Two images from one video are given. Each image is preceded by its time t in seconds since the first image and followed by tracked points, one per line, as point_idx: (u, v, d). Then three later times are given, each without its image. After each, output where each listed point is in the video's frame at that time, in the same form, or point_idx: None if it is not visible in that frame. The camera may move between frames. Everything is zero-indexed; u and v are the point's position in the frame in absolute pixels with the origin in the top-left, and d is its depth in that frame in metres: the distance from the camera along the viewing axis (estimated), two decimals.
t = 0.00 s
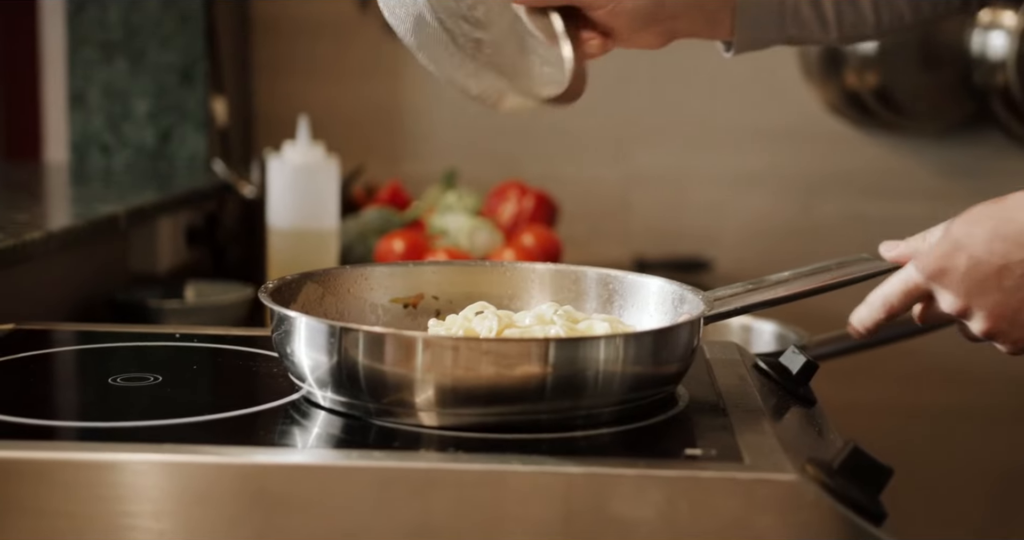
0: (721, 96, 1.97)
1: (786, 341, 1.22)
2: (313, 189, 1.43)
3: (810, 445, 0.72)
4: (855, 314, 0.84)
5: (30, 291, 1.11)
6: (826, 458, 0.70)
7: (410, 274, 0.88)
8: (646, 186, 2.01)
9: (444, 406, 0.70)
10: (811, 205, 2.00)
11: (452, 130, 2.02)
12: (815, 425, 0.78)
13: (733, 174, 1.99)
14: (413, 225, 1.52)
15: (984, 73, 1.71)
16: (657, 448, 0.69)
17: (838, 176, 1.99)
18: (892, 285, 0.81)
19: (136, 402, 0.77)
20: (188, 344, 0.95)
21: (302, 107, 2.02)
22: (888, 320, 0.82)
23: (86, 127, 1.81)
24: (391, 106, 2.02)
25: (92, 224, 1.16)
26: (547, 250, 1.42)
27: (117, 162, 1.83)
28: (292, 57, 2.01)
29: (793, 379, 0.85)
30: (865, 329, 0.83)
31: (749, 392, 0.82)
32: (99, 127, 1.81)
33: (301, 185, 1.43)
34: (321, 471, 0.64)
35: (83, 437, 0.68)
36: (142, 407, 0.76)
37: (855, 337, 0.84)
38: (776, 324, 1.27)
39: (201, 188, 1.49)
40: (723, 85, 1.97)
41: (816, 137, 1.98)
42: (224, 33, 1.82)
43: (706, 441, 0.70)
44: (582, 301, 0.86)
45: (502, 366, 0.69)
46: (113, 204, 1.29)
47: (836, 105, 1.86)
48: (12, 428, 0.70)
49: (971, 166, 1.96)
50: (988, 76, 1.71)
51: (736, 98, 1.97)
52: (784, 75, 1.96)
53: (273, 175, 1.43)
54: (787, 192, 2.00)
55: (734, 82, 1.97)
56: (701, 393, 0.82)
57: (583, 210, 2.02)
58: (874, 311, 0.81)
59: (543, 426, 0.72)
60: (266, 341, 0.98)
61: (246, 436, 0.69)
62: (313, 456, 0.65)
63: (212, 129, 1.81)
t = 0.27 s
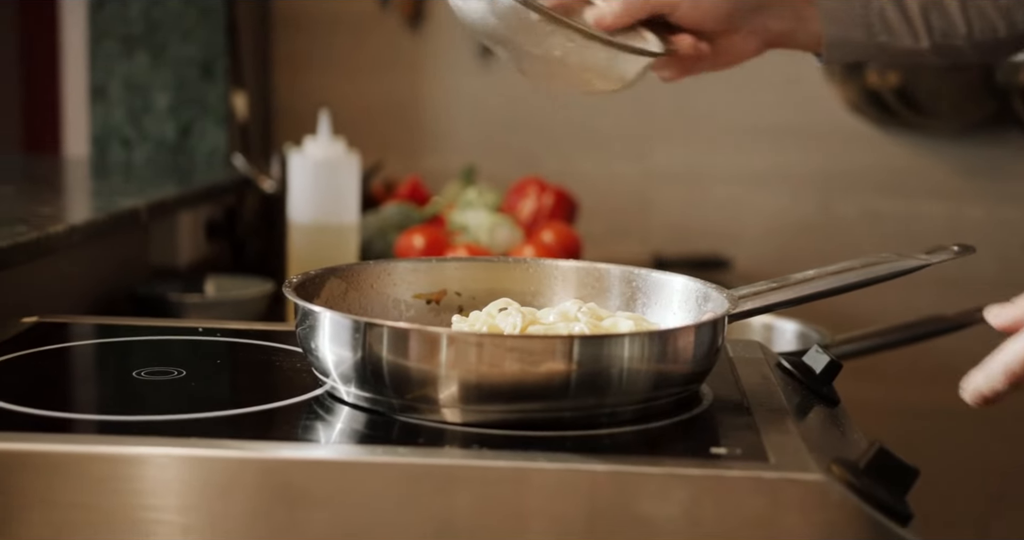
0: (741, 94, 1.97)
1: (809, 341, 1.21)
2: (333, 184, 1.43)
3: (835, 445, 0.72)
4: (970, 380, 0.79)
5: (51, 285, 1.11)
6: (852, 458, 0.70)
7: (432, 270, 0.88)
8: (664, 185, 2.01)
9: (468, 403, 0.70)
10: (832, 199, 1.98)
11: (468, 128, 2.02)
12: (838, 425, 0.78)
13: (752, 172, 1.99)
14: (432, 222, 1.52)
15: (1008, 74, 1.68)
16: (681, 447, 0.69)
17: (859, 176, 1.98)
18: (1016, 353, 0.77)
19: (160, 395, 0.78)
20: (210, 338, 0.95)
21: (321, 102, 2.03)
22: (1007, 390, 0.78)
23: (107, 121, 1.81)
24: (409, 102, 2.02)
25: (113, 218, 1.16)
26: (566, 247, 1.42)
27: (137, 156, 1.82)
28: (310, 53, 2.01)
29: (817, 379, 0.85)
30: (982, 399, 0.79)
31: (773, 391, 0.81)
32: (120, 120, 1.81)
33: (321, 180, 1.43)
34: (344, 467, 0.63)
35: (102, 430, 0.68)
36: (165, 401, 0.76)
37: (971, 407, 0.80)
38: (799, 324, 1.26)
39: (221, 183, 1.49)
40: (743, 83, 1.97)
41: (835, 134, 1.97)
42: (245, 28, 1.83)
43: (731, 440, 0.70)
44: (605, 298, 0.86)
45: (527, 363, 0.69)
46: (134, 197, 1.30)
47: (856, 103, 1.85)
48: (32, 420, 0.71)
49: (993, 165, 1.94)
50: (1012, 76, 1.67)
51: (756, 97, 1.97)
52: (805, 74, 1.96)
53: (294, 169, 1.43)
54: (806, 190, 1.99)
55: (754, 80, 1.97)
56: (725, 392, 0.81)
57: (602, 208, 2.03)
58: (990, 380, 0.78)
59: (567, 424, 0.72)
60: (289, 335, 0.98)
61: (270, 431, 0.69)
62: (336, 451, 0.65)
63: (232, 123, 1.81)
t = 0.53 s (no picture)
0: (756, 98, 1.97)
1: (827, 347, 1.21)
2: (348, 190, 1.43)
3: (855, 452, 0.72)
4: None
5: (68, 290, 1.11)
6: (873, 464, 0.69)
7: (451, 276, 0.88)
8: (678, 190, 2.01)
9: (487, 409, 0.70)
10: (847, 206, 2.00)
11: (482, 133, 2.03)
12: (858, 431, 0.77)
13: (766, 176, 1.99)
14: (448, 226, 1.52)
15: None
16: (700, 453, 0.69)
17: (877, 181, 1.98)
18: None
19: (179, 401, 0.77)
20: (227, 343, 0.95)
21: (338, 107, 2.03)
22: None
23: (122, 126, 1.82)
24: (424, 107, 2.02)
25: (130, 224, 1.16)
26: (581, 252, 1.42)
27: (152, 161, 1.83)
28: (325, 56, 2.01)
29: (836, 385, 0.84)
30: None
31: (792, 398, 0.81)
32: (135, 125, 1.82)
33: (336, 185, 1.43)
34: (363, 473, 0.63)
35: (117, 435, 0.68)
36: (184, 407, 0.76)
37: None
38: (817, 329, 1.26)
39: (236, 188, 1.49)
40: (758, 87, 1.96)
41: (850, 139, 1.97)
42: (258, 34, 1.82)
43: (751, 447, 0.70)
44: (624, 304, 0.86)
45: (546, 370, 0.68)
46: (150, 202, 1.30)
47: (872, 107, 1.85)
48: (48, 426, 0.71)
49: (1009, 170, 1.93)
50: None
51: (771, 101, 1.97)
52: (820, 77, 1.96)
53: (309, 174, 1.43)
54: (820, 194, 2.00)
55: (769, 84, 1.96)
56: (744, 399, 0.81)
57: (617, 213, 2.03)
58: None
59: (586, 430, 0.71)
60: (307, 340, 0.98)
61: (289, 437, 0.69)
62: (355, 458, 0.65)
63: (247, 128, 1.82)
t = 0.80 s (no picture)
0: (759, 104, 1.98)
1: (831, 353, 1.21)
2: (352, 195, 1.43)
3: (863, 457, 0.71)
4: None
5: (72, 298, 1.11)
6: (881, 471, 0.69)
7: (456, 283, 0.88)
8: (681, 195, 2.01)
9: (493, 416, 0.70)
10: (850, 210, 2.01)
11: (485, 139, 2.03)
12: (864, 437, 0.77)
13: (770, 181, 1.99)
14: (451, 232, 1.52)
15: None
16: (708, 460, 0.69)
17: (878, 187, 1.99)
18: None
19: (184, 409, 0.77)
20: (232, 351, 0.95)
21: (343, 113, 2.03)
22: None
23: (126, 132, 1.82)
24: (428, 113, 2.02)
25: (134, 231, 1.16)
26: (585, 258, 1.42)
27: (155, 167, 1.83)
28: (329, 62, 2.01)
29: (841, 391, 0.84)
30: None
31: (798, 404, 0.81)
32: (138, 131, 1.82)
33: (340, 192, 1.43)
34: (369, 480, 0.63)
35: (121, 443, 0.68)
36: (189, 414, 0.76)
37: None
38: (821, 335, 1.26)
39: (240, 195, 1.49)
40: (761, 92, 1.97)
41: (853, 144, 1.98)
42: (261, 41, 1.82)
43: (758, 454, 0.70)
44: (630, 311, 0.86)
45: (553, 377, 0.68)
46: (154, 209, 1.30)
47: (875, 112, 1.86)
48: (52, 434, 0.70)
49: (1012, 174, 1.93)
50: None
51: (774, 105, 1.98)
52: (823, 82, 1.96)
53: (313, 181, 1.43)
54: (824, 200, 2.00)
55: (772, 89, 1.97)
56: (750, 405, 0.81)
57: (620, 218, 2.03)
58: None
59: (593, 437, 0.71)
60: (312, 348, 0.98)
61: (295, 444, 0.69)
62: (361, 465, 0.65)
63: (250, 134, 1.81)
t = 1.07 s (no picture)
0: (749, 107, 1.98)
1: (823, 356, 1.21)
2: (342, 200, 1.42)
3: (855, 461, 0.71)
4: None
5: (63, 304, 1.11)
6: (873, 475, 0.69)
7: (448, 288, 0.88)
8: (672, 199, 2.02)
9: (485, 422, 0.70)
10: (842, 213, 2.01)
11: (477, 143, 2.03)
12: (856, 441, 0.77)
13: (760, 185, 2.00)
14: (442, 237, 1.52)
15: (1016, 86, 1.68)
16: (700, 465, 0.68)
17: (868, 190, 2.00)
18: None
19: (176, 416, 0.77)
20: (223, 357, 0.95)
21: (333, 118, 2.02)
22: None
23: (116, 137, 1.81)
24: (419, 118, 2.02)
25: (124, 237, 1.16)
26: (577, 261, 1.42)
27: (145, 173, 1.83)
28: (320, 65, 2.01)
29: (833, 395, 0.84)
30: None
31: (790, 408, 0.81)
32: (128, 137, 1.82)
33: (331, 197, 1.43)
34: (362, 487, 0.63)
35: (112, 451, 0.68)
36: (181, 421, 0.76)
37: None
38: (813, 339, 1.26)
39: (230, 200, 1.48)
40: (751, 95, 1.98)
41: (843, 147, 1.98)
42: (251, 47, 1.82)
43: (750, 459, 0.70)
44: (623, 316, 0.86)
45: (545, 383, 0.68)
46: (144, 214, 1.29)
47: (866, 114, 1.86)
48: (42, 442, 0.70)
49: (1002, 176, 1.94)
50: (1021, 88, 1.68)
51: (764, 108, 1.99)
52: (813, 85, 1.97)
53: (304, 186, 1.42)
54: (815, 203, 2.01)
55: (763, 92, 1.97)
56: (742, 409, 0.81)
57: (611, 221, 2.03)
58: None
59: (585, 442, 0.71)
60: (303, 353, 0.98)
61: (287, 451, 0.69)
62: (354, 472, 0.64)
63: (240, 139, 1.81)
